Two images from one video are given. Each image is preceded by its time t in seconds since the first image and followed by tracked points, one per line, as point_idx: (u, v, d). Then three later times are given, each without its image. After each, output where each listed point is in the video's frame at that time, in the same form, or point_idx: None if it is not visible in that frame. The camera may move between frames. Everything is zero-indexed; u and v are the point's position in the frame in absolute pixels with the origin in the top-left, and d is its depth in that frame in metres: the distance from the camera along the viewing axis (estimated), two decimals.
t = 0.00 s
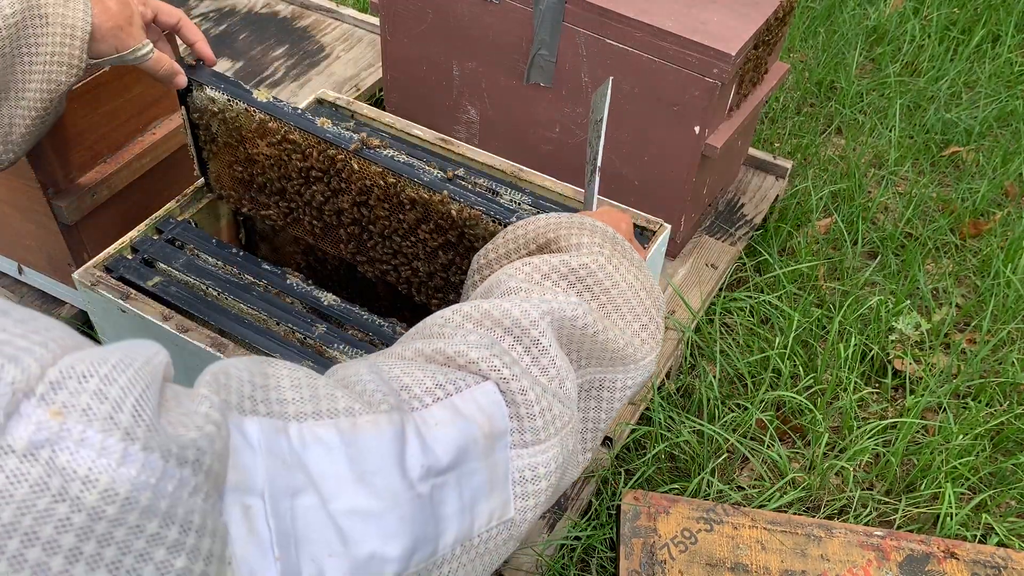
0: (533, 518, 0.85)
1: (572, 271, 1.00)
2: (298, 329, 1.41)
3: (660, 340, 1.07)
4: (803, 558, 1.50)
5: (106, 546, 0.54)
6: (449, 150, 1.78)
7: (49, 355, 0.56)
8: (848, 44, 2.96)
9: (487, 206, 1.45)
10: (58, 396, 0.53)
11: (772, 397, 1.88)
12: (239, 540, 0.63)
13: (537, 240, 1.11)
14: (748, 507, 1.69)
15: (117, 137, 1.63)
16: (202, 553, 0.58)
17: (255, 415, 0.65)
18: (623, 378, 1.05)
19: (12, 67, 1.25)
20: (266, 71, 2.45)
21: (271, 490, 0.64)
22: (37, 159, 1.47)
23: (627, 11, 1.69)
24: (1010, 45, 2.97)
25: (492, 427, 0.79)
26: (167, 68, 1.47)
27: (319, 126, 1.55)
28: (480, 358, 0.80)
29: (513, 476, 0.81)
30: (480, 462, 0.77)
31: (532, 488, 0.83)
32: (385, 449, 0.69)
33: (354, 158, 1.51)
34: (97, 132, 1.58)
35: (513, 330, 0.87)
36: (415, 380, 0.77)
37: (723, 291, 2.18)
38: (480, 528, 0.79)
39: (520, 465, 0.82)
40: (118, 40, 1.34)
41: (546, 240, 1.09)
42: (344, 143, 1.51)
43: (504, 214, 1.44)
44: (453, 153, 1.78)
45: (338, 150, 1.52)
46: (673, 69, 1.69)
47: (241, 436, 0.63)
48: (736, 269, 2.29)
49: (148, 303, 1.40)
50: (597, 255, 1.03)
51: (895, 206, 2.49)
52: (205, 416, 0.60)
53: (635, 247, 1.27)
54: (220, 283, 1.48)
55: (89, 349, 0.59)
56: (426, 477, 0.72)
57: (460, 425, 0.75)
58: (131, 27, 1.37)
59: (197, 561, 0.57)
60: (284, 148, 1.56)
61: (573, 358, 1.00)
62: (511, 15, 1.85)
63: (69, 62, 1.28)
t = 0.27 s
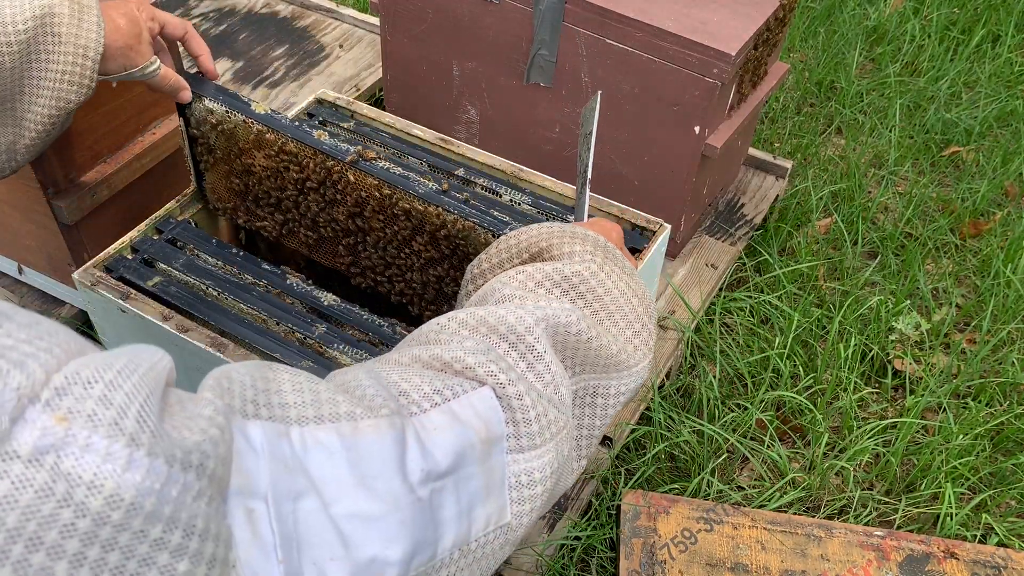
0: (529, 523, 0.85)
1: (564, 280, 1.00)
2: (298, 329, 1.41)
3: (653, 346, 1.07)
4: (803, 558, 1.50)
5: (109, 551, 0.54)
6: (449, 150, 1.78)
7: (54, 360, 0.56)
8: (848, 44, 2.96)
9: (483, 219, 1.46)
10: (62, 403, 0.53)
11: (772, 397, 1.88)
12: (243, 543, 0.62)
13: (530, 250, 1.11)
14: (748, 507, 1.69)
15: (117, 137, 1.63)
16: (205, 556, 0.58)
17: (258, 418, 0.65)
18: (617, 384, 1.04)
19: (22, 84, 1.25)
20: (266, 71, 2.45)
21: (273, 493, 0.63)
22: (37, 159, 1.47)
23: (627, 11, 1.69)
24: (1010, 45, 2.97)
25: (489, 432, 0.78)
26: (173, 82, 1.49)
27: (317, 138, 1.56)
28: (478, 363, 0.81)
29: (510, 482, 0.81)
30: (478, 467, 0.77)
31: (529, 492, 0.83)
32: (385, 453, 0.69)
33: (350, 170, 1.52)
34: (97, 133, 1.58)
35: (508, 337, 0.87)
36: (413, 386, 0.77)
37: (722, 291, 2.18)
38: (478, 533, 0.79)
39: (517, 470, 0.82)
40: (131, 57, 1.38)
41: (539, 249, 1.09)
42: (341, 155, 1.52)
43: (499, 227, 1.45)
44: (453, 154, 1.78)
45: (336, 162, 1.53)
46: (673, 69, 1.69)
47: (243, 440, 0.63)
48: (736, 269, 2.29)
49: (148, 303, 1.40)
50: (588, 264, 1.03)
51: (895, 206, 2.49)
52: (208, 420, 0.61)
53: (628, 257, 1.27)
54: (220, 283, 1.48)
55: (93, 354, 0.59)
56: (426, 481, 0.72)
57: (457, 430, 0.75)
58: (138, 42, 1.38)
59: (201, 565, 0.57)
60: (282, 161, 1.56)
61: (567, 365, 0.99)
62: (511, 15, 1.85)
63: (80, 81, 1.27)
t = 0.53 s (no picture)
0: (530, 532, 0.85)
1: (566, 289, 1.00)
2: (298, 328, 1.41)
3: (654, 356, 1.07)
4: (803, 558, 1.50)
5: (112, 556, 0.55)
6: (449, 150, 1.78)
7: (57, 365, 0.57)
8: (848, 44, 2.95)
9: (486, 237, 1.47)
10: (67, 408, 0.55)
11: (772, 397, 1.88)
12: (247, 548, 0.63)
13: (531, 262, 1.10)
14: (748, 507, 1.69)
15: (117, 137, 1.63)
16: (206, 562, 0.59)
17: (262, 423, 0.66)
18: (619, 396, 1.03)
19: (37, 100, 1.26)
20: (266, 71, 2.45)
21: (279, 497, 0.64)
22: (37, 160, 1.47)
23: (626, 11, 1.69)
24: (1010, 45, 2.97)
25: (491, 440, 0.78)
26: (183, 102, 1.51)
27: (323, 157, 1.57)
28: (479, 369, 0.81)
29: (511, 490, 0.81)
30: (480, 474, 0.77)
31: (530, 501, 0.82)
32: (389, 458, 0.69)
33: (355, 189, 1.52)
34: (96, 133, 1.58)
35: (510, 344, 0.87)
36: (416, 393, 0.76)
37: (723, 291, 2.18)
38: (479, 540, 0.79)
39: (518, 478, 0.81)
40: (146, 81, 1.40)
41: (540, 263, 1.09)
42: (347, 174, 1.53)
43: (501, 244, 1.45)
44: (453, 154, 1.78)
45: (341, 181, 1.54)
46: (673, 69, 1.69)
47: (248, 444, 0.64)
48: (736, 269, 2.29)
49: (148, 303, 1.40)
50: (590, 278, 1.02)
51: (895, 206, 2.49)
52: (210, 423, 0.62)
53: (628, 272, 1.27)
54: (220, 283, 1.48)
55: (96, 359, 0.60)
56: (429, 487, 0.72)
57: (460, 436, 0.75)
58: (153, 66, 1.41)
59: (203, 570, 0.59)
60: (289, 179, 1.57)
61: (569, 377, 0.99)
62: (511, 15, 1.85)
63: (95, 102, 1.29)
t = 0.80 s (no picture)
0: (528, 537, 0.84)
1: (559, 306, 1.02)
2: (298, 328, 1.41)
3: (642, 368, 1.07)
4: (803, 558, 1.50)
5: (129, 554, 0.54)
6: (449, 150, 1.78)
7: (76, 366, 0.56)
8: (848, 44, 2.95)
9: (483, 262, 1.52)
10: (88, 409, 0.54)
11: (772, 397, 1.88)
12: (259, 546, 0.62)
13: (520, 283, 1.11)
14: (748, 507, 1.69)
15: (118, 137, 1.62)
16: (220, 559, 0.58)
17: (272, 424, 0.65)
18: (613, 408, 1.02)
19: (52, 134, 1.29)
20: (266, 71, 2.45)
21: (290, 497, 0.63)
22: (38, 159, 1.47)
23: (627, 11, 1.69)
24: (1010, 45, 2.97)
25: (489, 445, 0.78)
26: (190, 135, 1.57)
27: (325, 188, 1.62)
28: (475, 375, 0.81)
29: (509, 496, 0.80)
30: (479, 477, 0.76)
31: (528, 506, 0.82)
32: (396, 459, 0.69)
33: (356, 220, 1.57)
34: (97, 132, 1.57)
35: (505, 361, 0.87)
36: (416, 399, 0.77)
37: (723, 291, 2.18)
38: (479, 543, 0.78)
39: (515, 484, 0.81)
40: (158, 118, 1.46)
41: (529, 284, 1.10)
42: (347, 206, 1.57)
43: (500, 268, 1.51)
44: (453, 154, 1.78)
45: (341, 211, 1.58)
46: (673, 69, 1.69)
47: (259, 445, 0.64)
48: (736, 269, 2.29)
49: (148, 303, 1.40)
50: (576, 296, 1.03)
51: (895, 206, 2.49)
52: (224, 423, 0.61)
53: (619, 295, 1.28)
54: (220, 283, 1.47)
55: (112, 363, 0.59)
56: (434, 488, 0.72)
57: (458, 442, 0.75)
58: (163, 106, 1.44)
59: (217, 567, 0.58)
60: (294, 208, 1.63)
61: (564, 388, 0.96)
62: (511, 15, 1.85)
63: (109, 138, 1.32)
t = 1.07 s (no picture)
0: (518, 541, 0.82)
1: (539, 328, 1.01)
2: (298, 329, 1.41)
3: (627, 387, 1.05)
4: (803, 558, 1.50)
5: (151, 537, 0.55)
6: (449, 150, 1.77)
7: (99, 359, 0.56)
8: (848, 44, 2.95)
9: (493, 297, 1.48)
10: (116, 399, 0.54)
11: (772, 397, 1.88)
12: (270, 531, 0.62)
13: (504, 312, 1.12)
14: (748, 507, 1.69)
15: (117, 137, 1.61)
16: (234, 542, 0.59)
17: (281, 417, 0.66)
18: (599, 423, 0.98)
19: (70, 173, 1.29)
20: (266, 71, 2.45)
21: (298, 486, 0.63)
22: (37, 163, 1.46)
23: (627, 10, 1.69)
24: (1010, 45, 2.97)
25: (480, 447, 0.77)
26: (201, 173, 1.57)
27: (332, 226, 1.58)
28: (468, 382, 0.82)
29: (498, 497, 0.79)
30: (472, 477, 0.76)
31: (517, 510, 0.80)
32: (397, 453, 0.69)
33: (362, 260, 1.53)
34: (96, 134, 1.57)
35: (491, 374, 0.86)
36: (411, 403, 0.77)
37: (723, 291, 2.18)
38: (472, 542, 0.77)
39: (505, 487, 0.79)
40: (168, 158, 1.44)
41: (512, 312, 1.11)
42: (353, 246, 1.54)
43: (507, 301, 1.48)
44: (453, 154, 1.77)
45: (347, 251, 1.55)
46: (673, 69, 1.69)
47: (269, 435, 0.64)
48: (736, 269, 2.29)
49: (148, 303, 1.40)
50: (552, 319, 1.03)
51: (895, 206, 2.49)
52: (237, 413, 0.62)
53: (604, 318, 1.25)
54: (220, 283, 1.47)
55: (131, 358, 0.58)
56: (433, 483, 0.71)
57: (453, 441, 0.75)
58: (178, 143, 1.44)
59: (232, 550, 0.59)
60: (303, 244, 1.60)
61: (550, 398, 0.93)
62: (511, 15, 1.85)
63: (126, 180, 1.32)
